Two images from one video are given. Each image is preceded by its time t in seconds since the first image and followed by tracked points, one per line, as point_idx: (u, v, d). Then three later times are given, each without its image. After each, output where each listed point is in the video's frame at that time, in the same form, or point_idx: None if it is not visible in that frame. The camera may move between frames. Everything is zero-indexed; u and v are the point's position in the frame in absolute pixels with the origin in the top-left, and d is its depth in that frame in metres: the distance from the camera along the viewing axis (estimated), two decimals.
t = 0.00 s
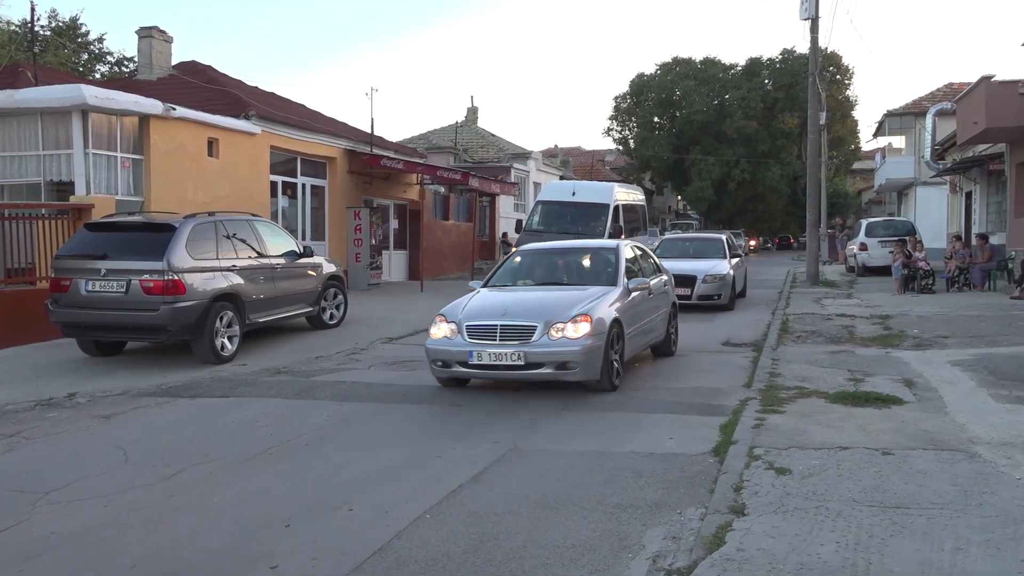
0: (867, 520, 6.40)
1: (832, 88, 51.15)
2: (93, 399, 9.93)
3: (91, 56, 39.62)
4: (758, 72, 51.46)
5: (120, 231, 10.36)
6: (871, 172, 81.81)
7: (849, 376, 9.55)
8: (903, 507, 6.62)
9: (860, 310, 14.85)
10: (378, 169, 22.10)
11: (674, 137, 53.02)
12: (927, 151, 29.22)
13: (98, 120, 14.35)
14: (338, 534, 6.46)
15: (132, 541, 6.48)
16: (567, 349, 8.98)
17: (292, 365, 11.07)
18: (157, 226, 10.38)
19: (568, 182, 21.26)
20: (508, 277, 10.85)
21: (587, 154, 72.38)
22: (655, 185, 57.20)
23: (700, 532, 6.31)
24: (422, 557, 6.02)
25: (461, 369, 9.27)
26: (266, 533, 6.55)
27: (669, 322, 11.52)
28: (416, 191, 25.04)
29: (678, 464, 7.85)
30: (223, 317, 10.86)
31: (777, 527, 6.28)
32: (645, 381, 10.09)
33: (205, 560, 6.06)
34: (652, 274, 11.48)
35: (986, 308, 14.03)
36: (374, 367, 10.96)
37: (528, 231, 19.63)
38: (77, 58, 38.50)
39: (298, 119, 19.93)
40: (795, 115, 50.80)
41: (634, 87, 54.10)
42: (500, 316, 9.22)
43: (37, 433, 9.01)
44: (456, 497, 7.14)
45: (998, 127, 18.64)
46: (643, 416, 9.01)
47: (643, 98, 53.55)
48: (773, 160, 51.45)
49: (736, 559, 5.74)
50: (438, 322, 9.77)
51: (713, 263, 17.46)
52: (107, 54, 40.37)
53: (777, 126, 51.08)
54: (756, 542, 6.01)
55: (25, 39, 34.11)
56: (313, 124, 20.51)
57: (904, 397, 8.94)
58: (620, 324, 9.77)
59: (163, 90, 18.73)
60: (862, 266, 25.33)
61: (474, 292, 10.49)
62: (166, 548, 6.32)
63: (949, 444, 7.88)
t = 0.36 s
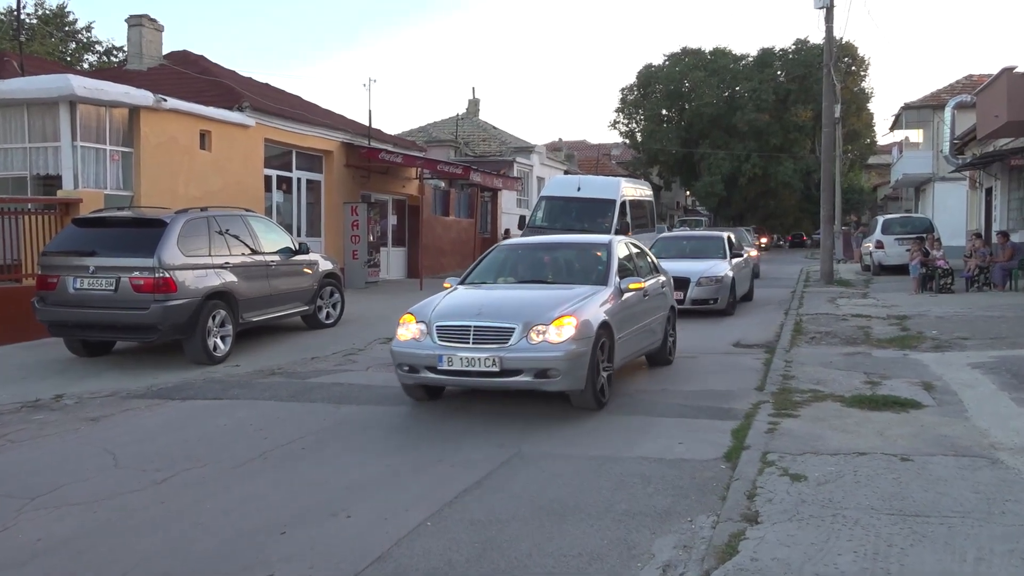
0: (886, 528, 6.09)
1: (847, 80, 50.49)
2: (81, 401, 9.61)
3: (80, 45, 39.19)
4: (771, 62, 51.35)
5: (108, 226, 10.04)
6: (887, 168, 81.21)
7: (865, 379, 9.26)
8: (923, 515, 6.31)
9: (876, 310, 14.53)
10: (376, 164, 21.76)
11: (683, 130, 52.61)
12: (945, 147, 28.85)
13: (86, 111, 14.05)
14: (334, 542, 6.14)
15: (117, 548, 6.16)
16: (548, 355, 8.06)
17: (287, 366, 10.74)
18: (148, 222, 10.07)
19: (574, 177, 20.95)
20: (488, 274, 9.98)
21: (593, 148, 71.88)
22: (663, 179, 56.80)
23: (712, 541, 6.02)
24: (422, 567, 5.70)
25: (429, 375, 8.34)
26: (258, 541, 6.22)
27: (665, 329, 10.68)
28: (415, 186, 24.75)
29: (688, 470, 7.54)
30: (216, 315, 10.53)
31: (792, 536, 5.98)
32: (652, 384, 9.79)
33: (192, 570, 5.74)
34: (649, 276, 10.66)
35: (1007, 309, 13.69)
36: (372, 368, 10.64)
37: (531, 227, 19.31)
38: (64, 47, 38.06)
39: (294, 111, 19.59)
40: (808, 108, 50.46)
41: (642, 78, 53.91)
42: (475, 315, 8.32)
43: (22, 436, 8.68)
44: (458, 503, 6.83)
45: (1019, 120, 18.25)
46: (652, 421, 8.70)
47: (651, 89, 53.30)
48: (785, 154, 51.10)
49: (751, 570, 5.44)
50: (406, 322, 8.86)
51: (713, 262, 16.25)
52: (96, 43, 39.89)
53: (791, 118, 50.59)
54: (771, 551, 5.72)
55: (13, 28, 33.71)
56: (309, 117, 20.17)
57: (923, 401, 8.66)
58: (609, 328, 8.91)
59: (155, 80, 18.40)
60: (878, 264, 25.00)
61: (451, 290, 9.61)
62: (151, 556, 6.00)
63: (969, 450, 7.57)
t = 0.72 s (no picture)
0: (900, 539, 5.82)
1: (859, 74, 49.99)
2: (66, 403, 9.30)
3: (64, 35, 38.70)
4: (781, 56, 50.86)
5: (93, 222, 9.73)
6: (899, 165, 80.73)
7: (878, 385, 9.02)
8: (938, 525, 6.05)
9: (888, 312, 14.24)
10: (371, 158, 21.44)
11: (688, 125, 52.24)
12: (959, 143, 28.56)
13: (72, 103, 13.76)
14: (326, 551, 5.85)
15: (97, 556, 5.86)
16: (516, 391, 7.14)
17: (280, 367, 10.44)
18: (135, 218, 9.75)
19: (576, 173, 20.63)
20: (456, 286, 9.00)
21: (596, 143, 71.46)
22: (668, 175, 56.44)
23: (720, 551, 5.75)
24: None
25: (382, 414, 7.41)
26: (246, 549, 5.93)
27: (654, 342, 9.79)
28: (412, 181, 24.58)
29: (695, 476, 7.26)
30: (205, 315, 10.21)
31: (803, 546, 5.71)
32: (656, 390, 9.52)
33: None
34: (636, 283, 9.68)
35: None
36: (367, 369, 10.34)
37: (533, 225, 19.04)
38: (49, 38, 37.61)
39: (287, 104, 19.27)
40: (818, 103, 50.12)
41: (647, 71, 53.21)
42: (433, 345, 7.36)
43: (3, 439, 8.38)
44: (456, 510, 6.54)
45: None
46: (657, 427, 8.43)
47: (657, 82, 52.74)
48: (794, 151, 50.80)
49: None
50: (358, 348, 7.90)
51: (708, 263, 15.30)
52: (82, 33, 39.37)
53: (800, 113, 50.19)
54: (782, 563, 5.47)
55: None
56: (302, 110, 19.85)
57: (938, 407, 8.42)
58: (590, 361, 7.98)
59: (143, 72, 18.06)
60: (891, 264, 24.74)
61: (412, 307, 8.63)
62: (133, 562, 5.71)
63: (986, 457, 7.30)
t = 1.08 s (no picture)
0: (915, 549, 5.55)
1: (872, 68, 49.63)
2: (53, 405, 9.02)
3: (52, 24, 38.27)
4: (792, 49, 50.50)
5: (81, 217, 9.49)
6: (914, 163, 80.33)
7: (891, 390, 8.77)
8: (955, 534, 5.77)
9: (902, 315, 13.95)
10: (368, 153, 21.14)
11: (696, 120, 52.02)
12: (976, 140, 28.26)
13: (59, 95, 13.58)
14: (319, 560, 5.56)
15: (77, 564, 5.58)
16: (467, 410, 6.21)
17: (274, 369, 10.15)
18: (124, 214, 9.49)
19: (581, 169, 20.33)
20: (415, 289, 8.09)
21: (600, 138, 71.15)
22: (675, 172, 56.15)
23: (729, 561, 5.48)
24: None
25: (315, 434, 6.49)
26: (235, 557, 5.65)
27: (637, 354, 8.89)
28: (410, 178, 24.20)
29: (703, 483, 6.98)
30: (197, 315, 9.93)
31: (816, 557, 5.44)
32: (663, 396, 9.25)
33: None
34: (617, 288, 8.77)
35: None
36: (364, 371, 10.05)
37: (535, 222, 18.72)
38: (35, 27, 37.24)
39: (282, 98, 18.96)
40: (829, 98, 49.81)
41: (654, 63, 52.85)
42: (374, 356, 6.44)
43: None
44: (456, 518, 6.25)
45: None
46: (664, 434, 8.14)
47: (664, 76, 52.56)
48: (805, 147, 50.44)
49: None
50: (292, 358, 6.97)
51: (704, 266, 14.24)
52: (68, 23, 38.92)
53: (812, 109, 49.92)
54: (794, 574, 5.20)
55: None
56: (298, 103, 19.54)
57: (954, 413, 8.20)
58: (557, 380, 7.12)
59: (133, 64, 17.78)
60: (905, 264, 24.48)
61: (363, 311, 7.73)
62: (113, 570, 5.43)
63: (1004, 465, 7.03)
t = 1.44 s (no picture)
0: (932, 556, 5.28)
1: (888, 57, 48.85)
2: (41, 403, 8.76)
3: (42, 11, 38.00)
4: (805, 39, 50.39)
5: (69, 212, 9.29)
6: (932, 155, 79.89)
7: (907, 393, 8.55)
8: (973, 541, 5.50)
9: (917, 314, 13.67)
10: (367, 146, 20.86)
11: (705, 113, 51.82)
12: (993, 135, 28.02)
13: (46, 85, 13.32)
14: (314, 565, 5.28)
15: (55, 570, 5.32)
16: (395, 450, 5.17)
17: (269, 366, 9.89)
18: (113, 208, 9.28)
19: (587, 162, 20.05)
20: (353, 295, 7.08)
21: (605, 131, 70.85)
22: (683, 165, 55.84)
23: (738, 568, 5.21)
24: None
25: (216, 477, 5.42)
26: (223, 561, 5.38)
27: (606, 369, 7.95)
28: (409, 170, 24.02)
29: (711, 487, 6.72)
30: (189, 311, 9.69)
31: (828, 563, 5.18)
32: (670, 398, 9.01)
33: None
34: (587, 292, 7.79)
35: None
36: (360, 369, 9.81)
37: (539, 217, 18.46)
38: (23, 13, 36.94)
39: (277, 88, 18.67)
40: (843, 90, 49.68)
41: (663, 54, 52.97)
42: (287, 383, 5.39)
43: None
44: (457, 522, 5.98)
45: None
46: (671, 436, 7.90)
47: (672, 66, 52.36)
48: (818, 140, 50.14)
49: None
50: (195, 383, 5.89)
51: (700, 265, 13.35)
52: (57, 11, 38.56)
53: (826, 101, 49.66)
54: None
55: None
56: (294, 94, 19.25)
57: (971, 416, 7.96)
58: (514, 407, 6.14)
59: (124, 53, 17.48)
60: (921, 262, 24.23)
61: (291, 324, 6.72)
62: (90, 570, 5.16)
63: None
